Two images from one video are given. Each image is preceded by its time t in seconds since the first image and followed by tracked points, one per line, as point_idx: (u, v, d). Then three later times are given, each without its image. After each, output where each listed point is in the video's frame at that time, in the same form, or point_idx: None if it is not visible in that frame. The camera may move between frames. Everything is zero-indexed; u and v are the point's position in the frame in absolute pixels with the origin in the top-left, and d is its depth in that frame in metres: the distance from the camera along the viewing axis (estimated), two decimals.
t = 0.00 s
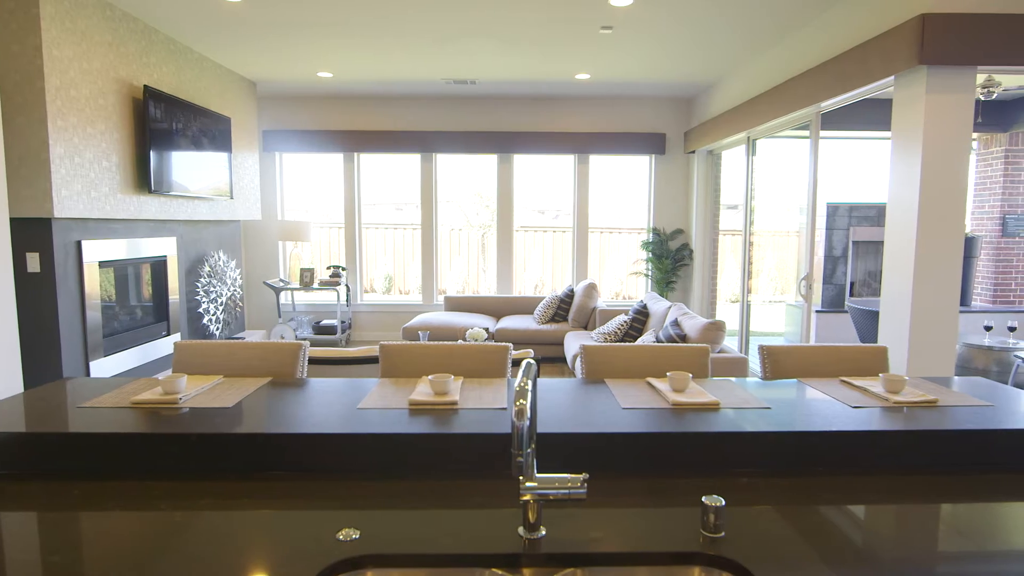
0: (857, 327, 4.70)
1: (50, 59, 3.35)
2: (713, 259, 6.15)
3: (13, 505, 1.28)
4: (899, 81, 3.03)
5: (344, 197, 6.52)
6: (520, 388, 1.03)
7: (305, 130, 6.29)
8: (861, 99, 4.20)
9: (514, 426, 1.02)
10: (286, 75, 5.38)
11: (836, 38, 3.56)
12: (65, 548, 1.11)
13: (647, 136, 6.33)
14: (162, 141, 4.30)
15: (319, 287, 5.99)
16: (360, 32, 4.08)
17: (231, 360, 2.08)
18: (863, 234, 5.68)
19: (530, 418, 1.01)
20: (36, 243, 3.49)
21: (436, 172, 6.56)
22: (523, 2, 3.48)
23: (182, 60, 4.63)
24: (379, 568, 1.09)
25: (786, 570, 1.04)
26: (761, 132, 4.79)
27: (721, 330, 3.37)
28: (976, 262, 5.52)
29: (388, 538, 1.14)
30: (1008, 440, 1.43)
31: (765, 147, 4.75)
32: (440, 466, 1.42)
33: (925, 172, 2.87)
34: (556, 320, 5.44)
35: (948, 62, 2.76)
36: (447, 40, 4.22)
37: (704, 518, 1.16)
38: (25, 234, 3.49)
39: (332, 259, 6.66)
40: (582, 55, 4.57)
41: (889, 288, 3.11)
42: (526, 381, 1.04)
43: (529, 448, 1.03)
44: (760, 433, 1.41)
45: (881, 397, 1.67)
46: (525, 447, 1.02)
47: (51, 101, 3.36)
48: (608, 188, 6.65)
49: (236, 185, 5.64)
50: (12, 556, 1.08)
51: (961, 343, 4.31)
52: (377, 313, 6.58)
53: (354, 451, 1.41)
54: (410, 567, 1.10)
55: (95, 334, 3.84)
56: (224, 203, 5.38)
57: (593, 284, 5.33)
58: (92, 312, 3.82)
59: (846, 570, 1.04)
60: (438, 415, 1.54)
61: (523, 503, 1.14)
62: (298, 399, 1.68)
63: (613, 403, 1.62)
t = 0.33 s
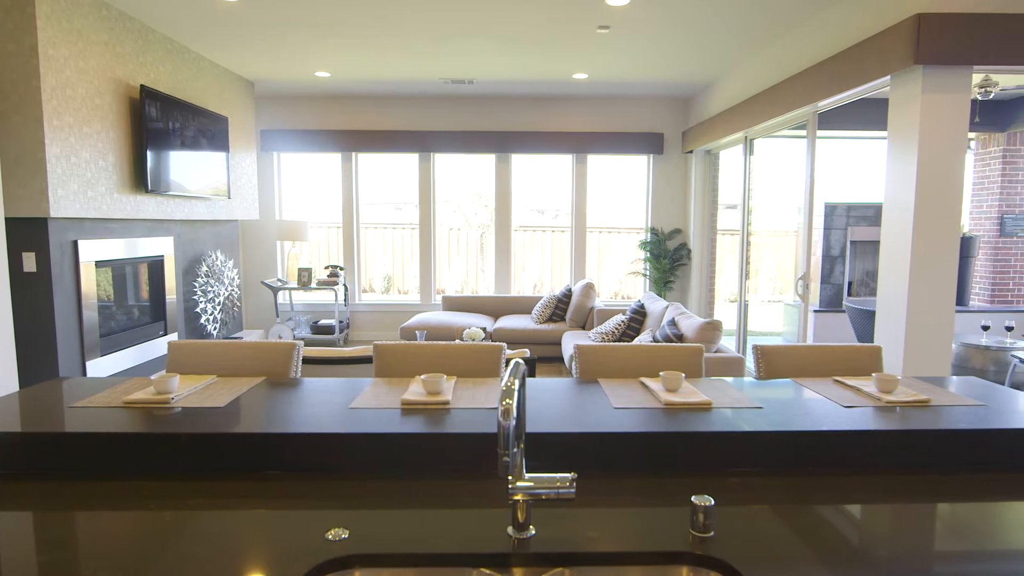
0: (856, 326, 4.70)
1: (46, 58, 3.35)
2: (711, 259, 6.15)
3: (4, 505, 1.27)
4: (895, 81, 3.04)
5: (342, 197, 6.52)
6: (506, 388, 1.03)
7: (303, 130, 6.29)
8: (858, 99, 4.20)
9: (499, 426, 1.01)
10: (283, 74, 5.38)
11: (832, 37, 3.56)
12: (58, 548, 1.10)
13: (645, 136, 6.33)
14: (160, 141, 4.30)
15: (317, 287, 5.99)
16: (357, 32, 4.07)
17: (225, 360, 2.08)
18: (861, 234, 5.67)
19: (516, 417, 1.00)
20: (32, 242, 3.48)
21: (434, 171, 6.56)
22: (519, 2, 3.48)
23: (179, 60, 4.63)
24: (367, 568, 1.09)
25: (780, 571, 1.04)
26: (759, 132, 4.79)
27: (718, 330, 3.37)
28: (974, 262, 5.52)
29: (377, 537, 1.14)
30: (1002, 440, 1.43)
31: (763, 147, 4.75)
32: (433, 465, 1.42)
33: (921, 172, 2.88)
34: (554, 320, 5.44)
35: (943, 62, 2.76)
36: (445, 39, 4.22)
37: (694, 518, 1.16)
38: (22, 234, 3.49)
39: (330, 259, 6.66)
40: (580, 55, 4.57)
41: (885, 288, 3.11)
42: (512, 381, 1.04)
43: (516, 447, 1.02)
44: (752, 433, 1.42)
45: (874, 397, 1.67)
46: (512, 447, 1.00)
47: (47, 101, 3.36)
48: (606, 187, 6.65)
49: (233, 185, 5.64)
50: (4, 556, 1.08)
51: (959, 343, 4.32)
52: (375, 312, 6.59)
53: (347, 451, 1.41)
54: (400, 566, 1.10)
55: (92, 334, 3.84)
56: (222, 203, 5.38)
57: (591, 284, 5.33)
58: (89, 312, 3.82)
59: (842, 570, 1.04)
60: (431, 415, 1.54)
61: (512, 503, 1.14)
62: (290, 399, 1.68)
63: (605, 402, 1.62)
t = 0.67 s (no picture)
0: (854, 326, 4.70)
1: (43, 58, 3.35)
2: (709, 259, 6.15)
3: None
4: (891, 80, 3.04)
5: (340, 197, 6.51)
6: (494, 388, 1.03)
7: (301, 130, 6.29)
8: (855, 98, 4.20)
9: (486, 425, 1.01)
10: (280, 74, 5.37)
11: (829, 37, 3.56)
12: (47, 548, 1.10)
13: (643, 135, 6.32)
14: (157, 141, 4.30)
15: (315, 287, 5.99)
16: (354, 31, 4.07)
17: (220, 359, 2.08)
18: (860, 234, 5.67)
19: (504, 417, 1.01)
20: (29, 242, 3.48)
21: (432, 171, 6.56)
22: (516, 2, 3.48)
23: (176, 59, 4.63)
24: (357, 567, 1.09)
25: (775, 570, 1.04)
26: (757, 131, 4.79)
27: (715, 329, 3.37)
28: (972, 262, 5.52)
29: (366, 537, 1.14)
30: (995, 440, 1.43)
31: (760, 146, 4.75)
32: (425, 465, 1.42)
33: (917, 172, 2.88)
34: (552, 319, 5.43)
35: (939, 62, 2.77)
36: (442, 39, 4.22)
37: (684, 517, 1.16)
38: (18, 234, 3.49)
39: (328, 258, 6.65)
40: (577, 54, 4.57)
41: (882, 288, 3.11)
42: (500, 380, 1.03)
43: (503, 447, 1.02)
44: (745, 433, 1.42)
45: (867, 397, 1.67)
46: (499, 446, 1.00)
47: (44, 100, 3.36)
48: (604, 187, 6.65)
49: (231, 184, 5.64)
50: None
51: (957, 342, 4.32)
52: (373, 312, 6.58)
53: (340, 451, 1.41)
54: (390, 566, 1.10)
55: (89, 334, 3.84)
56: (219, 202, 5.37)
57: (589, 284, 5.34)
58: (86, 312, 3.82)
59: (837, 569, 1.04)
60: (423, 414, 1.54)
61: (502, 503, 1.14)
62: (283, 399, 1.68)
63: (599, 402, 1.62)
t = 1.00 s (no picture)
0: (852, 326, 4.71)
1: (39, 58, 3.35)
2: (708, 259, 6.15)
3: None
4: (888, 80, 3.04)
5: (339, 196, 6.51)
6: (483, 387, 1.01)
7: (300, 129, 6.29)
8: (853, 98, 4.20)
9: (473, 425, 0.99)
10: (279, 73, 5.37)
11: (827, 36, 3.56)
12: (36, 547, 1.11)
13: (642, 135, 6.32)
14: (155, 140, 4.30)
15: (313, 287, 5.99)
16: (351, 31, 4.07)
17: (215, 358, 2.08)
18: (858, 234, 5.66)
19: (491, 416, 0.99)
20: (25, 242, 3.48)
21: (431, 171, 6.56)
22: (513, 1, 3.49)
23: (174, 59, 4.63)
24: (345, 567, 1.09)
25: (769, 570, 1.03)
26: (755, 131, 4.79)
27: (712, 329, 3.38)
28: (971, 261, 5.52)
29: (356, 538, 1.14)
30: (989, 440, 1.43)
31: (758, 146, 4.75)
32: (418, 465, 1.42)
33: (914, 172, 2.88)
34: (550, 319, 5.43)
35: (936, 61, 2.77)
36: (440, 39, 4.22)
37: (674, 517, 1.16)
38: (15, 233, 3.48)
39: (327, 257, 6.65)
40: (575, 54, 4.57)
41: (879, 289, 3.11)
42: (489, 380, 1.03)
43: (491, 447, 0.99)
44: (737, 433, 1.42)
45: (861, 396, 1.67)
46: (485, 446, 0.97)
47: (40, 100, 3.36)
48: (602, 187, 6.65)
49: (229, 184, 5.64)
50: None
51: (955, 342, 4.32)
52: (372, 312, 6.58)
53: (333, 451, 1.41)
54: (378, 566, 1.10)
55: (86, 334, 3.84)
56: (217, 202, 5.37)
57: (587, 283, 5.34)
58: (83, 312, 3.82)
59: (832, 570, 1.04)
60: (417, 414, 1.54)
61: (491, 502, 1.14)
62: (277, 398, 1.68)
63: (592, 402, 1.62)
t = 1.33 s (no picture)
0: (850, 326, 4.71)
1: (36, 57, 3.35)
2: (706, 258, 6.14)
3: None
4: (884, 80, 3.04)
5: (338, 196, 6.51)
6: (470, 387, 1.01)
7: (298, 129, 6.29)
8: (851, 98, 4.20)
9: (461, 425, 0.98)
10: (277, 73, 5.37)
11: (824, 36, 3.56)
12: (25, 546, 1.11)
13: (640, 135, 6.32)
14: (152, 140, 4.30)
15: (312, 286, 5.99)
16: (349, 30, 4.07)
17: (209, 358, 2.08)
18: (857, 233, 5.66)
19: (478, 416, 0.98)
20: (21, 242, 3.48)
21: (429, 171, 6.56)
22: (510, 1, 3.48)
23: (171, 59, 4.63)
24: (333, 567, 1.09)
25: (763, 570, 1.03)
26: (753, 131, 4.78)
27: (709, 328, 3.37)
28: (969, 261, 5.52)
29: (345, 538, 1.14)
30: (983, 440, 1.43)
31: (756, 146, 4.76)
32: (412, 464, 1.42)
33: (910, 172, 2.88)
34: (548, 319, 5.44)
35: (932, 61, 2.77)
36: (438, 38, 4.22)
37: (665, 516, 1.16)
38: (12, 233, 3.48)
39: (325, 257, 6.65)
40: (573, 53, 4.57)
41: (876, 289, 3.11)
42: (477, 379, 1.02)
43: (478, 446, 0.98)
44: (731, 432, 1.42)
45: (854, 396, 1.67)
46: (472, 446, 0.97)
47: (37, 100, 3.36)
48: (601, 186, 6.65)
49: (227, 183, 5.64)
50: None
51: (953, 342, 4.32)
52: (371, 311, 6.58)
53: (327, 450, 1.41)
54: (367, 565, 1.10)
55: (84, 334, 3.84)
56: (215, 202, 5.37)
57: (585, 283, 5.34)
58: (80, 311, 3.82)
59: (827, 569, 1.04)
60: (410, 413, 1.54)
61: (481, 502, 1.14)
62: (271, 398, 1.68)
63: (585, 402, 1.62)
